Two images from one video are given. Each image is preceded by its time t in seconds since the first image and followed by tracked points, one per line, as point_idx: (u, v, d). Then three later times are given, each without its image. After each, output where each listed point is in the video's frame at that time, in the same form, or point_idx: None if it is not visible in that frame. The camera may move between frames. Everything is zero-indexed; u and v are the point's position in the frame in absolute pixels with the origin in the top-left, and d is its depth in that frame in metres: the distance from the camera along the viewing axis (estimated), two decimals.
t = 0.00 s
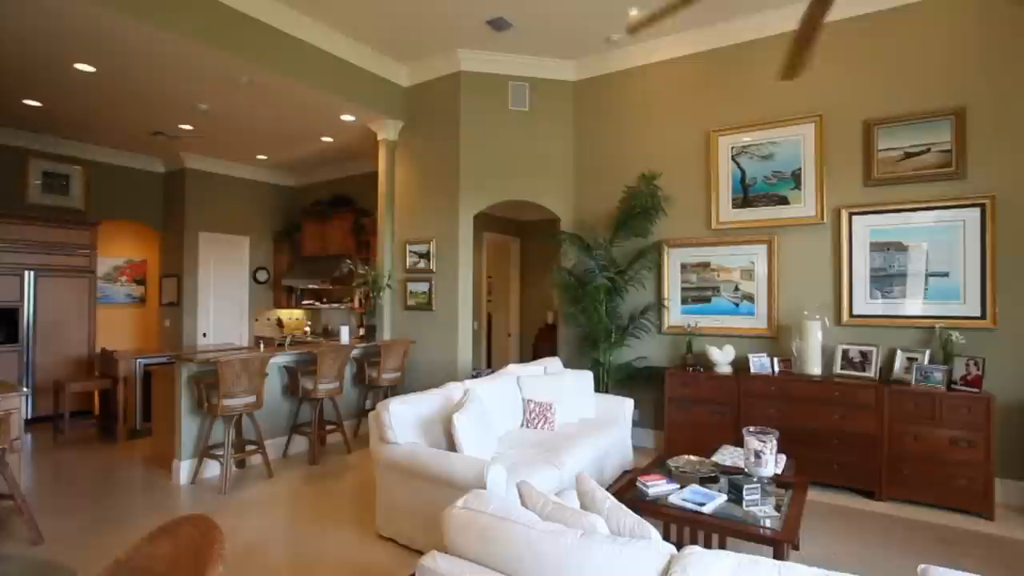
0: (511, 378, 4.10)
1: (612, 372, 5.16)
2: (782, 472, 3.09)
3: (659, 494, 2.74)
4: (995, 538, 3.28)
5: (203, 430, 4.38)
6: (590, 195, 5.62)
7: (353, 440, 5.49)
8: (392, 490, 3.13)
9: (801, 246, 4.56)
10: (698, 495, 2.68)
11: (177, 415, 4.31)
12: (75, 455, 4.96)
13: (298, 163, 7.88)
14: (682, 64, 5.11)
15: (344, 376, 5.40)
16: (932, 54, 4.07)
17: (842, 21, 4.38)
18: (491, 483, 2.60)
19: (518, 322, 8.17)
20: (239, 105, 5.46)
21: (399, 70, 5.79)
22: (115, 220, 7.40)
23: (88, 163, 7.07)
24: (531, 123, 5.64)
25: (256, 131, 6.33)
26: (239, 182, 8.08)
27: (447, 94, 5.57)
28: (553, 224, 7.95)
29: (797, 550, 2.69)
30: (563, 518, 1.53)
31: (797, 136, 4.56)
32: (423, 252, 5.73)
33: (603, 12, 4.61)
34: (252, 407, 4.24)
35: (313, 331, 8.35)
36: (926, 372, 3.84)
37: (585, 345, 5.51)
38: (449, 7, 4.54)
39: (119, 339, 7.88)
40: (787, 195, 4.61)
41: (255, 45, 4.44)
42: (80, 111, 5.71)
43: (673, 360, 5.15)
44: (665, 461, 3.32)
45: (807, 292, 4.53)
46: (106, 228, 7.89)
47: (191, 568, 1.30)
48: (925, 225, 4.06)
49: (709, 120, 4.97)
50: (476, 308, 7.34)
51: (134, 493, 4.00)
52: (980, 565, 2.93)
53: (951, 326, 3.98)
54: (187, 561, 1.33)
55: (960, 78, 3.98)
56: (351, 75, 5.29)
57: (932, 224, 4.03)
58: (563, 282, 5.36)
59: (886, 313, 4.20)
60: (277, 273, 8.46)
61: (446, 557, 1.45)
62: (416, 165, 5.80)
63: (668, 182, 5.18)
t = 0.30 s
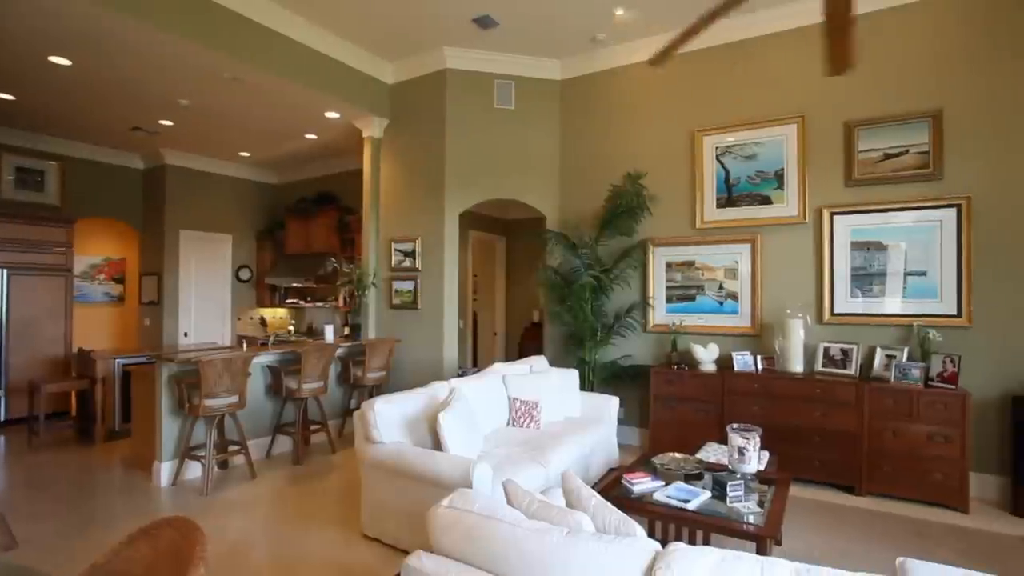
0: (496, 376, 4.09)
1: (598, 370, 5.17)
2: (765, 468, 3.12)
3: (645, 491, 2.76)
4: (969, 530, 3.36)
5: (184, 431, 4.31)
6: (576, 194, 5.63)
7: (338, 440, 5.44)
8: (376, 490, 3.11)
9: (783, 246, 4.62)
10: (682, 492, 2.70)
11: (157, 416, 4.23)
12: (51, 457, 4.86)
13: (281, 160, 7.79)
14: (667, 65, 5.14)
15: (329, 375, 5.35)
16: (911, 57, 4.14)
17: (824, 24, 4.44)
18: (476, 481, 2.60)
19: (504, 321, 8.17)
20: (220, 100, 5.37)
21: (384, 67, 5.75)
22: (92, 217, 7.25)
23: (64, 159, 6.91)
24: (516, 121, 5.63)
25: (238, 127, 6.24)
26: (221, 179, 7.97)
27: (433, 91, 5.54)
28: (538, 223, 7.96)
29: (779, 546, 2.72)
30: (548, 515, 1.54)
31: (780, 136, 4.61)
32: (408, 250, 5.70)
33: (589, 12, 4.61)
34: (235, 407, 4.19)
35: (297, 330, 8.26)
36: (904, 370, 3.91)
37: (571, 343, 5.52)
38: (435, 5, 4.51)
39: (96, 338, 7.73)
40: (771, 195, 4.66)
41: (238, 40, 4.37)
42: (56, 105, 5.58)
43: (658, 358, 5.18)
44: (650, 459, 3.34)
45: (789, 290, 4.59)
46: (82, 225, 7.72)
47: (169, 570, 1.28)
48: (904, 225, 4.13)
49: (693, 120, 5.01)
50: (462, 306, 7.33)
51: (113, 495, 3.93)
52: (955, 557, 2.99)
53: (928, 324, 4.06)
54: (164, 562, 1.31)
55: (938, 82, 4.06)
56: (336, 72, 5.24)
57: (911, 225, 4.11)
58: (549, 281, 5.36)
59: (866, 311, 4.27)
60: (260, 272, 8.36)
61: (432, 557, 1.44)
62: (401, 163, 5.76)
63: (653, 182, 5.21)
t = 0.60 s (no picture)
0: (482, 375, 4.09)
1: (584, 369, 5.19)
2: (748, 465, 3.16)
3: (630, 489, 2.77)
4: (946, 524, 3.43)
5: (165, 433, 4.24)
6: (562, 193, 5.64)
7: (322, 440, 5.40)
8: (361, 490, 3.09)
9: (766, 245, 4.67)
10: (667, 489, 2.72)
11: (137, 417, 4.16)
12: (26, 460, 4.75)
13: (265, 158, 7.71)
14: (653, 65, 5.17)
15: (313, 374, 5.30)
16: (891, 59, 4.20)
17: (806, 26, 4.50)
18: (462, 481, 2.59)
19: (490, 320, 8.17)
20: (202, 96, 5.29)
21: (370, 64, 5.70)
22: (69, 215, 7.10)
23: (40, 155, 6.76)
24: (503, 120, 5.62)
25: (220, 124, 6.15)
26: (203, 176, 7.85)
27: (419, 89, 5.51)
28: (524, 222, 7.96)
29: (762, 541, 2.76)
30: (534, 513, 1.54)
31: (763, 137, 4.66)
32: (394, 249, 5.66)
33: (575, 11, 4.62)
34: (217, 408, 4.14)
35: (281, 329, 8.18)
36: (884, 367, 3.98)
37: (556, 342, 5.53)
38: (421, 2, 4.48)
39: (74, 338, 7.57)
40: (754, 194, 4.71)
41: (219, 35, 4.29)
42: (31, 99, 5.44)
43: (643, 356, 5.22)
44: (636, 456, 3.37)
45: (772, 289, 4.65)
46: (59, 223, 7.56)
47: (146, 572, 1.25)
48: (883, 225, 4.20)
49: (679, 120, 5.04)
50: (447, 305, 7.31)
51: (91, 498, 3.85)
52: (933, 550, 3.06)
53: (907, 322, 4.13)
54: (142, 565, 1.28)
55: (917, 84, 4.13)
56: (320, 69, 5.18)
57: (890, 225, 4.18)
58: (535, 280, 5.37)
59: (847, 310, 4.34)
60: (243, 270, 8.26)
61: (418, 557, 1.43)
62: (386, 161, 5.73)
63: (638, 181, 5.23)
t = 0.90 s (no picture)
0: (469, 374, 4.08)
1: (570, 367, 5.20)
2: (732, 462, 3.18)
3: (617, 486, 2.78)
4: (925, 518, 3.50)
5: (145, 434, 4.17)
6: (549, 192, 5.64)
7: (307, 440, 5.34)
8: (346, 491, 3.06)
9: (751, 244, 4.72)
10: (652, 487, 2.73)
11: (116, 419, 4.09)
12: None
13: (248, 155, 7.61)
14: (639, 65, 5.18)
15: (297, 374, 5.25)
16: (873, 62, 4.27)
17: (789, 28, 4.55)
18: (448, 480, 2.58)
19: (477, 319, 8.15)
20: (182, 91, 5.19)
21: (355, 61, 5.65)
22: (44, 212, 6.94)
23: (14, 150, 6.59)
24: (489, 119, 5.61)
25: (202, 120, 6.05)
26: (184, 173, 7.72)
27: (405, 87, 5.47)
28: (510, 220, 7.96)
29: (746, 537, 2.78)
30: (521, 513, 1.53)
31: (748, 137, 4.70)
32: (379, 247, 5.62)
33: (562, 10, 4.62)
34: (199, 409, 4.07)
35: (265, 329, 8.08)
36: (864, 364, 4.05)
37: (543, 341, 5.53)
38: None
39: (50, 339, 7.43)
40: (738, 194, 4.75)
41: (200, 29, 4.22)
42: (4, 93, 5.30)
43: (629, 355, 5.24)
44: (621, 455, 3.38)
45: (756, 288, 4.70)
46: (33, 221, 7.42)
47: None
48: (865, 225, 4.27)
49: (664, 120, 5.07)
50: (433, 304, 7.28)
51: (68, 502, 3.77)
52: (910, 543, 3.11)
53: (887, 321, 4.20)
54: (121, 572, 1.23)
55: (897, 87, 4.19)
56: (305, 66, 5.12)
57: (871, 224, 4.24)
58: (521, 279, 5.36)
59: (829, 308, 4.40)
60: (226, 269, 8.14)
61: (403, 557, 1.42)
62: (372, 159, 5.68)
63: (624, 180, 5.25)
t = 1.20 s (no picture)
0: (455, 373, 4.07)
1: (557, 366, 5.21)
2: (716, 459, 3.22)
3: (603, 484, 2.79)
4: (904, 512, 3.56)
5: (125, 436, 4.09)
6: (535, 191, 5.64)
7: (292, 441, 5.29)
8: (332, 491, 3.03)
9: (735, 243, 4.76)
10: (638, 484, 2.75)
11: (95, 420, 4.01)
12: None
13: (230, 152, 7.51)
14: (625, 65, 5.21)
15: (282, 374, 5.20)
16: (854, 64, 4.33)
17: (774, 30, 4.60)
18: (434, 479, 2.57)
19: (463, 317, 8.13)
20: (163, 86, 5.10)
21: (340, 58, 5.60)
22: (19, 209, 6.78)
23: None
24: (476, 117, 5.59)
25: (183, 116, 5.95)
26: (165, 170, 7.59)
27: (391, 84, 5.44)
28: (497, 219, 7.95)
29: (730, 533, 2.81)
30: (508, 511, 1.53)
31: (732, 137, 4.75)
32: (365, 246, 5.58)
33: (548, 9, 4.62)
34: (180, 409, 4.01)
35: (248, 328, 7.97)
36: (845, 362, 4.11)
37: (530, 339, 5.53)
38: None
39: (25, 338, 7.28)
40: (723, 194, 4.80)
41: (181, 23, 4.15)
42: None
43: (615, 353, 5.27)
44: (607, 453, 3.39)
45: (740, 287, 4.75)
46: (11, 218, 7.30)
47: None
48: (846, 225, 4.33)
49: (650, 119, 5.10)
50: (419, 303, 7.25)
51: (44, 506, 3.69)
52: (890, 537, 3.17)
53: (867, 319, 4.27)
54: None
55: (879, 89, 4.26)
56: (289, 62, 5.06)
57: (852, 224, 4.30)
58: (508, 277, 5.36)
59: (811, 307, 4.46)
60: (208, 267, 8.03)
61: (389, 556, 1.42)
62: (358, 157, 5.63)
63: (611, 180, 5.27)
